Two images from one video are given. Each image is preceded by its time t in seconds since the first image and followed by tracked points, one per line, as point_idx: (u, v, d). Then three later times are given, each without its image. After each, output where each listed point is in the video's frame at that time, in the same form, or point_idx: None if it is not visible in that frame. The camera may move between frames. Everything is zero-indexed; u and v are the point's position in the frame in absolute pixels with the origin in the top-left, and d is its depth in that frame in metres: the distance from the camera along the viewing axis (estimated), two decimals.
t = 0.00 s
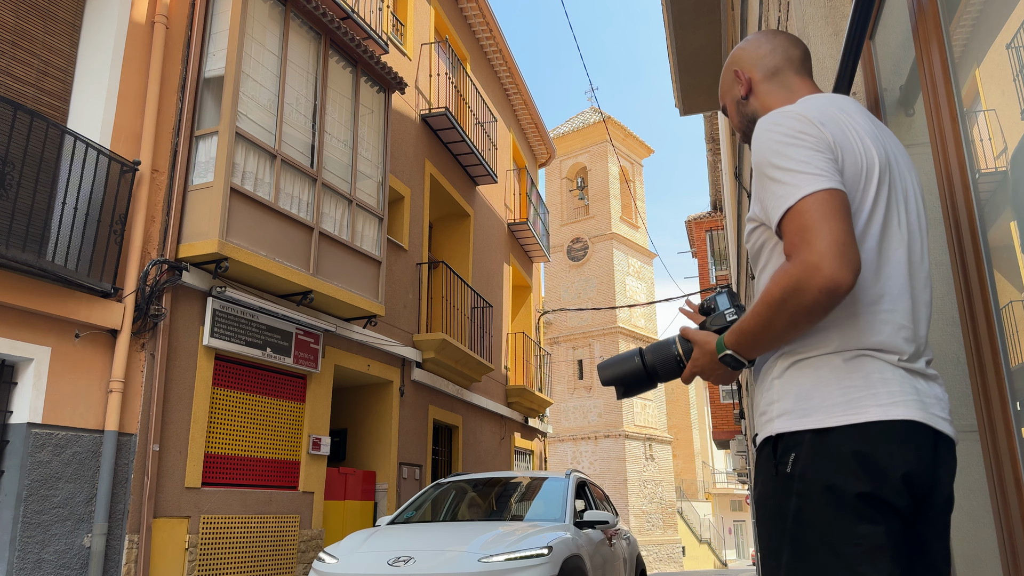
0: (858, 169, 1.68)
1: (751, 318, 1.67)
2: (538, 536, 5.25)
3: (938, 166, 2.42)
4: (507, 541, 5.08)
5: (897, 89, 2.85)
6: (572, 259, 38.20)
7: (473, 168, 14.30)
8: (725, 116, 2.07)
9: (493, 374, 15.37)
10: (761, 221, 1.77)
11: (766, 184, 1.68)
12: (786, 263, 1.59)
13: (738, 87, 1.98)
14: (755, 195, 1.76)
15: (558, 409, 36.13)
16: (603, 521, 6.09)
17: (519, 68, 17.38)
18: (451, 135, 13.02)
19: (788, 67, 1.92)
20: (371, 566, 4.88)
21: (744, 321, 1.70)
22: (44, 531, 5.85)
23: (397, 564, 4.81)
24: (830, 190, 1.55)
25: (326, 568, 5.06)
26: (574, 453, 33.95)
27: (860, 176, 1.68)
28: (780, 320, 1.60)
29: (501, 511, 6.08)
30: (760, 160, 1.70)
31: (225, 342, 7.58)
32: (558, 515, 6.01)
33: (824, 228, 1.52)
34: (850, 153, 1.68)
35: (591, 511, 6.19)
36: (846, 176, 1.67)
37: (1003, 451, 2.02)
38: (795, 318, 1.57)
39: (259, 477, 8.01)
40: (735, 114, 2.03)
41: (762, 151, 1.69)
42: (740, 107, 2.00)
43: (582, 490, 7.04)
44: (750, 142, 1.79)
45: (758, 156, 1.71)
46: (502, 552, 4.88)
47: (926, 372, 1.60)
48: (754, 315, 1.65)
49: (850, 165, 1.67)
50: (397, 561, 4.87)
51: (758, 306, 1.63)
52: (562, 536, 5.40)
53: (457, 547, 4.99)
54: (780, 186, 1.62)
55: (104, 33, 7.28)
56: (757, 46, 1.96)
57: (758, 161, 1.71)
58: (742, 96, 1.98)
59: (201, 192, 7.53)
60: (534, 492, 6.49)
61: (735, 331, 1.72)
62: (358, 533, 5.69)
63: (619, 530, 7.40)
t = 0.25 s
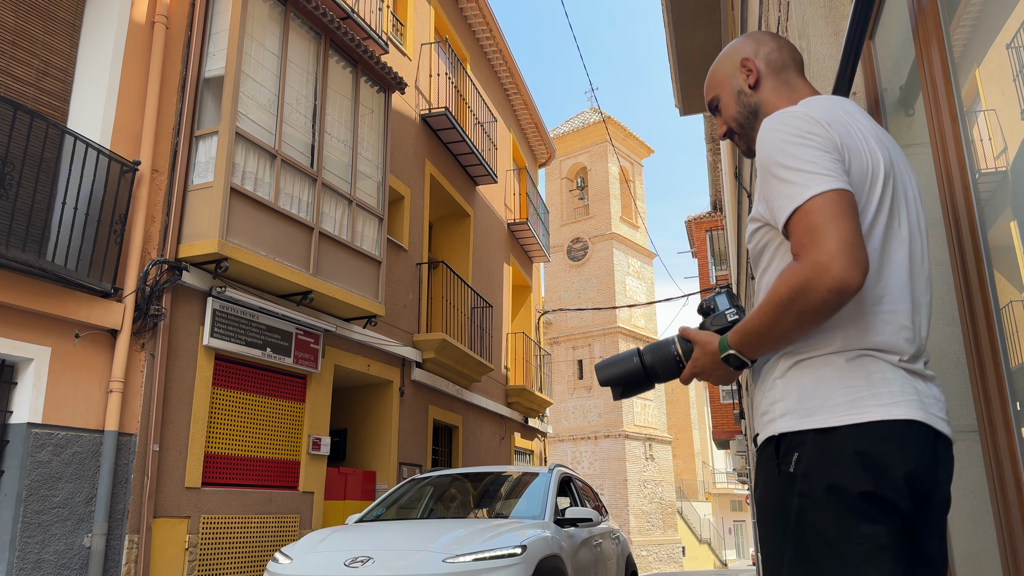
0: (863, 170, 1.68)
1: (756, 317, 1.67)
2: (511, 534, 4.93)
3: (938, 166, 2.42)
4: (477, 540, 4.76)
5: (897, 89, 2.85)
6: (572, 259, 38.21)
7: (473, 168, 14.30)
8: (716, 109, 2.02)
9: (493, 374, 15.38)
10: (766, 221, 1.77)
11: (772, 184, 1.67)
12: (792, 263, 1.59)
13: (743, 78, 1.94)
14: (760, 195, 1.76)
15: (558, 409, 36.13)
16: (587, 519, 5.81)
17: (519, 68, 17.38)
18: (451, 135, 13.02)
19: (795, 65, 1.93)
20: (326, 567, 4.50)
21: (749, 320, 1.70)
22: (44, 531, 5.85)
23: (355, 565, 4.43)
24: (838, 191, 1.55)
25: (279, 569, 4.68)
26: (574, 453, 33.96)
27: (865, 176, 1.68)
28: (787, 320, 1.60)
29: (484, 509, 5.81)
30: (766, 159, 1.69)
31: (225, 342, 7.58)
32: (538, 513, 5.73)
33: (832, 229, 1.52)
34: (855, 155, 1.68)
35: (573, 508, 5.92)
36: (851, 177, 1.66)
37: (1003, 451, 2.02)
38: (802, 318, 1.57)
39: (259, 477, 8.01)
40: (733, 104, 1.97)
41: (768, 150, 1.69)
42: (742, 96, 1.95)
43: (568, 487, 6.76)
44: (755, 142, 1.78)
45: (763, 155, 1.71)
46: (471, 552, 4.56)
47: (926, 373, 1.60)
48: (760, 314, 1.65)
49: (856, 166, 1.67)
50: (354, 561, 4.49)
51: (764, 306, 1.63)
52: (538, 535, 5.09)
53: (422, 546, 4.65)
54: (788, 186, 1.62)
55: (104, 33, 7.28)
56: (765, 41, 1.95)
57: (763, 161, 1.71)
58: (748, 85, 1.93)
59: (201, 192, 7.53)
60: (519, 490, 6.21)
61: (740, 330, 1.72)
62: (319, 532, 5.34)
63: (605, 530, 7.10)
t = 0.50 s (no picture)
0: (867, 172, 1.68)
1: (762, 318, 1.67)
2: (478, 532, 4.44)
3: (938, 166, 2.42)
4: (439, 538, 4.26)
5: (896, 89, 2.85)
6: (572, 259, 38.21)
7: (473, 168, 14.30)
8: (710, 107, 2.01)
9: (493, 374, 15.37)
10: (771, 222, 1.77)
11: (778, 185, 1.67)
12: (800, 263, 1.59)
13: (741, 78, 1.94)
14: (764, 196, 1.76)
15: (558, 409, 36.13)
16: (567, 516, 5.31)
17: (519, 68, 17.38)
18: (451, 135, 13.03)
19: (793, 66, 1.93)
20: (266, 569, 4.00)
21: (754, 320, 1.70)
22: (44, 531, 5.85)
23: (299, 565, 3.95)
24: (847, 192, 1.55)
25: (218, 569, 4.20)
26: (574, 453, 33.96)
27: (869, 178, 1.68)
28: (795, 320, 1.60)
29: (471, 497, 5.37)
30: (771, 160, 1.69)
31: (225, 342, 7.58)
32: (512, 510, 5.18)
33: (841, 230, 1.52)
34: (859, 157, 1.67)
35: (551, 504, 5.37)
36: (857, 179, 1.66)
37: (1003, 451, 2.02)
38: (810, 318, 1.57)
39: (259, 478, 8.01)
40: (728, 102, 1.96)
41: (774, 151, 1.68)
42: (739, 95, 1.94)
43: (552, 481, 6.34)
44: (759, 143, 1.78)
45: (768, 156, 1.70)
46: (431, 551, 4.06)
47: (926, 374, 1.61)
48: (767, 314, 1.65)
49: (861, 167, 1.67)
50: (298, 561, 4.01)
51: (770, 306, 1.63)
52: (509, 533, 4.61)
53: (375, 545, 4.16)
54: (795, 187, 1.62)
55: (104, 33, 7.28)
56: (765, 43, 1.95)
57: (769, 162, 1.70)
58: (747, 84, 1.93)
59: (201, 192, 7.53)
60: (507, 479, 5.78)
61: (746, 330, 1.72)
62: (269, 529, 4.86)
63: (593, 528, 6.68)
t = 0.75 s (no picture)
0: (862, 175, 1.67)
1: (757, 319, 1.66)
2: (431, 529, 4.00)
3: (938, 166, 2.42)
4: (384, 534, 3.83)
5: (896, 89, 2.85)
6: (572, 259, 38.21)
7: (473, 168, 14.30)
8: (710, 115, 2.04)
9: (493, 374, 15.37)
10: (766, 224, 1.77)
11: (774, 188, 1.67)
12: (795, 264, 1.59)
13: (731, 87, 1.96)
14: (760, 198, 1.76)
15: (558, 408, 36.13)
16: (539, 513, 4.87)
17: (519, 68, 17.38)
18: (451, 135, 13.03)
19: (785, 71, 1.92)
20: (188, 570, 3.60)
21: (750, 322, 1.70)
22: (44, 531, 5.84)
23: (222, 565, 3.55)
24: (840, 193, 1.54)
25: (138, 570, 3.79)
26: (574, 453, 33.97)
27: (864, 179, 1.68)
28: (791, 322, 1.59)
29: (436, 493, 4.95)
30: (767, 163, 1.69)
31: (225, 342, 7.58)
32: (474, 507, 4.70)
33: (835, 230, 1.52)
34: (854, 161, 1.67)
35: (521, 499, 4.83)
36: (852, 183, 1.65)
37: (1003, 452, 2.02)
38: (806, 318, 1.57)
39: (259, 478, 8.01)
40: (722, 111, 1.99)
41: (769, 153, 1.68)
42: (730, 105, 1.96)
43: (530, 476, 5.95)
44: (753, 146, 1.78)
45: (763, 159, 1.70)
46: (373, 550, 3.64)
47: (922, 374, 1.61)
48: (762, 315, 1.64)
49: (855, 170, 1.67)
50: (223, 561, 3.60)
51: (766, 307, 1.63)
52: (468, 531, 4.18)
53: (312, 542, 3.75)
54: (789, 189, 1.62)
55: (104, 33, 7.28)
56: (756, 48, 1.95)
57: (764, 164, 1.70)
58: (734, 95, 1.95)
59: (201, 192, 7.53)
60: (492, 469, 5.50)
61: (741, 332, 1.72)
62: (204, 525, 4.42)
63: (574, 527, 6.24)
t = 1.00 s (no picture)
0: (843, 178, 1.68)
1: (740, 322, 1.66)
2: (365, 523, 3.48)
3: (938, 166, 2.42)
4: (311, 530, 3.31)
5: (897, 89, 2.85)
6: (572, 259, 38.21)
7: (473, 168, 14.29)
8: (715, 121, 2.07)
9: (493, 374, 15.38)
10: (753, 229, 1.77)
11: (754, 193, 1.68)
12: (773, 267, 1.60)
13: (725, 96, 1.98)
14: (744, 204, 1.76)
15: (558, 409, 36.14)
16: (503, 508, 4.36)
17: (519, 68, 17.39)
18: (451, 135, 13.03)
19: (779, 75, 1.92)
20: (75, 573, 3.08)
21: (734, 326, 1.70)
22: (43, 531, 5.84)
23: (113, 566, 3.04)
24: (815, 196, 1.55)
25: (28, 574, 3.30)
26: (574, 453, 33.98)
27: (847, 183, 1.67)
28: (770, 325, 1.59)
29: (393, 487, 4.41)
30: (748, 169, 1.70)
31: (225, 342, 7.58)
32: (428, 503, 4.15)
33: (809, 233, 1.52)
34: (835, 164, 1.68)
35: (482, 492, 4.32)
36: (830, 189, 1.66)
37: (1002, 452, 2.02)
38: (784, 321, 1.57)
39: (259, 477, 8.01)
40: (723, 119, 2.02)
41: (749, 159, 1.69)
42: (728, 113, 2.00)
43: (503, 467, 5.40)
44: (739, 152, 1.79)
45: (744, 165, 1.71)
46: (292, 550, 3.10)
47: (919, 373, 1.60)
48: (743, 318, 1.64)
49: (836, 174, 1.67)
50: (114, 562, 3.07)
51: (746, 311, 1.64)
52: (414, 527, 3.67)
53: (226, 537, 3.23)
54: (767, 194, 1.62)
55: (104, 33, 7.28)
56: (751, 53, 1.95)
57: (746, 170, 1.71)
58: (731, 102, 1.97)
59: (201, 192, 7.53)
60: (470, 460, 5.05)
61: (726, 336, 1.72)
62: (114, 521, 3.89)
63: (551, 523, 5.63)
